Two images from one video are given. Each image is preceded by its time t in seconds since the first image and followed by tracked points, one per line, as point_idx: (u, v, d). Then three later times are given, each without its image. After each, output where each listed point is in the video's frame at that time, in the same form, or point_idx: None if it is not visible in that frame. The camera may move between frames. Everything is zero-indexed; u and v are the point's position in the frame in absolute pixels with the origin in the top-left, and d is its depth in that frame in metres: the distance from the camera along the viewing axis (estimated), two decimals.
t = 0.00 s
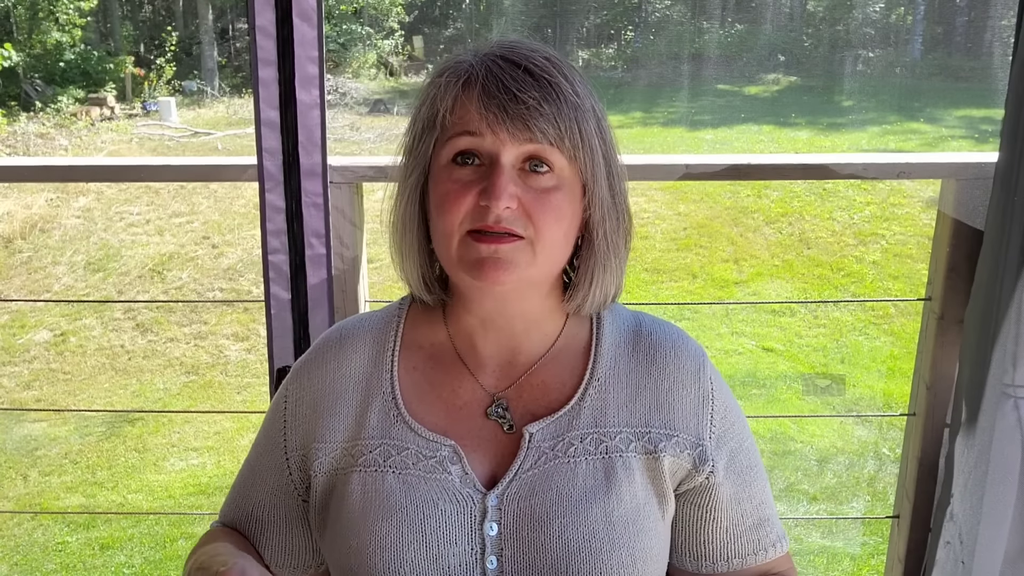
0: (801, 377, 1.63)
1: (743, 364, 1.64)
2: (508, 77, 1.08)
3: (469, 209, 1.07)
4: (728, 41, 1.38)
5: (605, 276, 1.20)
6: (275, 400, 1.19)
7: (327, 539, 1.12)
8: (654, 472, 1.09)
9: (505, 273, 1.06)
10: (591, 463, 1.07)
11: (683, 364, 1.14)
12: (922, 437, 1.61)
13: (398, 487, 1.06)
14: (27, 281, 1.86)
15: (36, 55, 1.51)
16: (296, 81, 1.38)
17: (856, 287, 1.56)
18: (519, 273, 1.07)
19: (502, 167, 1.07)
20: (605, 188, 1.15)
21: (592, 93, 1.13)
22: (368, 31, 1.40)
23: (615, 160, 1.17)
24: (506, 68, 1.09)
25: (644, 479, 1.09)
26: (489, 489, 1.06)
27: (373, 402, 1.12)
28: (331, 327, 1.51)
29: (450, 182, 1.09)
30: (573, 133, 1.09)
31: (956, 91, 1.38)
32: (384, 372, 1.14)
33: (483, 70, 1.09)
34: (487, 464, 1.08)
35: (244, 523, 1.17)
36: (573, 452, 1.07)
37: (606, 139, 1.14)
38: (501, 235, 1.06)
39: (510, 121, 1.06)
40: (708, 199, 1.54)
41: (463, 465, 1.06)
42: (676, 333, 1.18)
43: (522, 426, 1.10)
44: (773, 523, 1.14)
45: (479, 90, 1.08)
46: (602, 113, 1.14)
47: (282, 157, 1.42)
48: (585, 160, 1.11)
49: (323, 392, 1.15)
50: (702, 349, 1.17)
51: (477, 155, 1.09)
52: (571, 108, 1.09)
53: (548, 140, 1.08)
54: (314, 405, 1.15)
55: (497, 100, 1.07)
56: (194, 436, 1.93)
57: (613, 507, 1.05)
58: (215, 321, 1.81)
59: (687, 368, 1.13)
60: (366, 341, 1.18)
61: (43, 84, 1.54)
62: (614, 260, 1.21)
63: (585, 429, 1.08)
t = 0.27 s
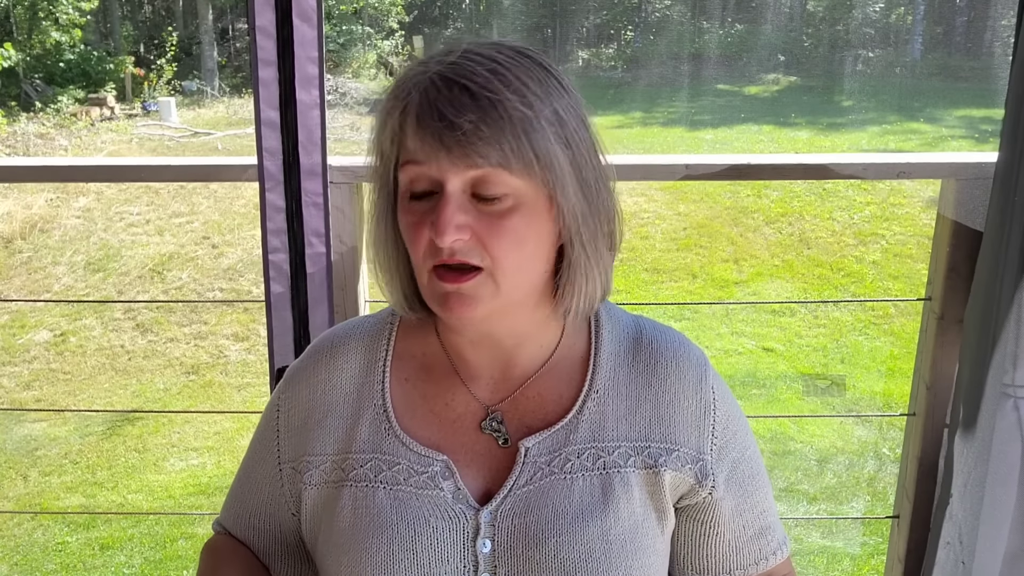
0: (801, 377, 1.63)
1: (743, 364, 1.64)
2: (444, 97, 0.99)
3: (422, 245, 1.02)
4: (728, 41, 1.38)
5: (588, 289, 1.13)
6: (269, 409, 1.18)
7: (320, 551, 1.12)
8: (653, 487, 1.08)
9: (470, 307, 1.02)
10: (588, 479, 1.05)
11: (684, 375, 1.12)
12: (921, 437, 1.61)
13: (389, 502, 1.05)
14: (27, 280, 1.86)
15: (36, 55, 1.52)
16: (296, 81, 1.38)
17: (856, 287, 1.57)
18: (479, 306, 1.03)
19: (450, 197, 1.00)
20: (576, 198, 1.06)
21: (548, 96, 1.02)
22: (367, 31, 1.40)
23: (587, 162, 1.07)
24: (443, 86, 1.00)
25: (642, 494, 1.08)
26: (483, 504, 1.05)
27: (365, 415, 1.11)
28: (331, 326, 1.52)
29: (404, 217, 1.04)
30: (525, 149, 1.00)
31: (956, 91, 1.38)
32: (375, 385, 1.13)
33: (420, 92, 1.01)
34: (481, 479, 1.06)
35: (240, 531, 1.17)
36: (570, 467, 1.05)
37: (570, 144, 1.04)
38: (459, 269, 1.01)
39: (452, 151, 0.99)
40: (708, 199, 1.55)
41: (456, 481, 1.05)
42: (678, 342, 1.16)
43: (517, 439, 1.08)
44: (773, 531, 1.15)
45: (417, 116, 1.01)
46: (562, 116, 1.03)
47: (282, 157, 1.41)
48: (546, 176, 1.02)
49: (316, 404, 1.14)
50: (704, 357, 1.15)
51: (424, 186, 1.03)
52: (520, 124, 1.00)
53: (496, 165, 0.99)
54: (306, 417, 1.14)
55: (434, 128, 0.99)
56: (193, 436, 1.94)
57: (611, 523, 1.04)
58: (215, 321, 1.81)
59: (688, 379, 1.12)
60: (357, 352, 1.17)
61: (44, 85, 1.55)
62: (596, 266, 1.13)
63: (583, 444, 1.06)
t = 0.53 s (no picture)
0: (801, 377, 1.64)
1: (743, 364, 1.65)
2: (338, 143, 0.91)
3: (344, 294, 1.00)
4: (728, 41, 1.38)
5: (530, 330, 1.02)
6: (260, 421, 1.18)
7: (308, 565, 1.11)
8: (642, 498, 1.02)
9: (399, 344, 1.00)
10: (572, 492, 1.01)
11: (673, 378, 1.06)
12: (922, 437, 1.60)
13: (371, 516, 1.03)
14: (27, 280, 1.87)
15: (36, 55, 1.53)
16: (296, 81, 1.38)
17: (856, 287, 1.58)
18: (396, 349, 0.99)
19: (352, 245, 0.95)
20: (499, 240, 0.94)
21: (453, 134, 0.91)
22: (367, 31, 1.40)
23: (515, 200, 0.95)
24: (341, 128, 0.92)
25: (630, 505, 1.03)
26: (466, 517, 1.02)
27: (348, 428, 1.09)
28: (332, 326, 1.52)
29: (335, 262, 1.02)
30: (424, 196, 0.91)
31: (957, 91, 1.37)
32: (358, 397, 1.11)
33: (320, 135, 0.94)
34: (464, 492, 1.03)
35: (237, 548, 1.17)
36: (554, 480, 1.01)
37: (484, 184, 0.92)
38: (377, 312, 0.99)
39: (344, 204, 0.92)
40: (708, 199, 1.56)
41: (437, 494, 1.02)
42: (669, 344, 1.09)
43: (501, 451, 1.04)
44: (777, 536, 1.08)
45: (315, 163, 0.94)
46: (474, 153, 0.91)
47: (283, 157, 1.41)
48: (453, 222, 0.92)
49: (302, 415, 1.14)
50: (696, 357, 1.09)
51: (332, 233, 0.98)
52: (414, 169, 0.90)
53: (391, 216, 0.91)
54: (293, 429, 1.14)
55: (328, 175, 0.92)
56: (194, 436, 1.93)
57: (596, 537, 0.99)
58: (215, 321, 1.81)
59: (678, 382, 1.06)
60: (341, 364, 1.15)
61: (44, 84, 1.56)
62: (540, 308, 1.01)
63: (567, 455, 1.01)
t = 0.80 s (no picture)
0: (800, 378, 1.64)
1: (743, 364, 1.65)
2: (376, 96, 0.88)
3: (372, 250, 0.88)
4: (727, 41, 1.38)
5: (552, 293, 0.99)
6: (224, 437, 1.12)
7: None
8: (614, 508, 0.96)
9: (422, 317, 0.90)
10: (541, 504, 0.94)
11: (644, 381, 1.00)
12: (922, 437, 1.60)
13: (338, 536, 0.97)
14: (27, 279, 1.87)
15: (37, 55, 1.53)
16: (297, 80, 1.38)
17: (856, 287, 1.58)
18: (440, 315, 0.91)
19: (394, 198, 0.88)
20: (538, 190, 0.93)
21: (491, 81, 0.89)
22: (368, 31, 1.40)
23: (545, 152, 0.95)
24: (374, 84, 0.89)
25: (603, 516, 0.96)
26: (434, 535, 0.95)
27: (313, 442, 1.03)
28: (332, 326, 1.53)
29: (349, 219, 0.91)
30: (475, 137, 0.87)
31: (957, 91, 1.37)
32: (324, 409, 1.05)
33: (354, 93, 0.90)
34: (433, 507, 0.96)
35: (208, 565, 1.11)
36: (522, 492, 0.94)
37: (524, 130, 0.91)
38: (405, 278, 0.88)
39: (394, 150, 0.87)
40: (708, 199, 1.56)
41: (406, 511, 0.95)
42: (641, 343, 1.04)
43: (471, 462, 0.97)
44: (761, 536, 1.02)
45: (354, 119, 0.89)
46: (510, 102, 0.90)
47: (283, 157, 1.41)
48: (501, 166, 0.89)
49: (268, 429, 1.07)
50: (669, 357, 1.03)
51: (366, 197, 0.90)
52: (462, 109, 0.87)
53: (442, 162, 0.87)
54: (258, 443, 1.07)
55: (375, 126, 0.88)
56: (194, 436, 1.96)
57: (567, 552, 0.93)
58: (216, 321, 1.81)
59: (649, 385, 1.00)
60: (307, 375, 1.09)
61: (44, 84, 1.56)
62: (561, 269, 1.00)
63: (536, 465, 0.95)
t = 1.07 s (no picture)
0: (800, 377, 1.64)
1: (743, 364, 1.65)
2: (403, 94, 0.94)
3: (393, 243, 0.93)
4: (727, 41, 1.38)
5: (564, 275, 1.07)
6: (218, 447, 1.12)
7: None
8: (618, 519, 0.98)
9: (444, 309, 0.94)
10: (545, 515, 0.96)
11: (647, 390, 1.02)
12: (921, 437, 1.61)
13: (338, 547, 0.98)
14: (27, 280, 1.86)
15: (37, 55, 1.51)
16: (297, 80, 1.38)
17: (856, 287, 1.57)
18: (462, 311, 0.95)
19: (423, 192, 0.94)
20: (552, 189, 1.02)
21: (505, 76, 0.97)
22: (367, 32, 1.40)
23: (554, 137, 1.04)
24: (398, 81, 0.95)
25: (607, 526, 0.98)
26: (436, 546, 0.96)
27: (312, 452, 1.04)
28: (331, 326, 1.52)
29: (367, 212, 0.95)
30: (500, 132, 0.95)
31: (956, 91, 1.37)
32: (322, 419, 1.06)
33: (380, 92, 0.95)
34: (434, 517, 0.98)
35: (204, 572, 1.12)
36: (526, 503, 0.96)
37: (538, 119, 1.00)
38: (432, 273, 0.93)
39: (427, 144, 0.93)
40: (708, 199, 1.54)
41: (407, 522, 0.96)
42: (642, 352, 1.06)
43: (471, 472, 0.99)
44: (759, 544, 1.03)
45: (383, 114, 0.94)
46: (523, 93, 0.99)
47: (284, 157, 1.41)
48: (522, 156, 0.97)
49: (265, 439, 1.08)
50: (671, 365, 1.05)
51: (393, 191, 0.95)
52: (488, 106, 0.94)
53: (471, 155, 0.94)
54: (256, 453, 1.08)
55: (408, 120, 0.93)
56: (194, 436, 1.95)
57: (572, 563, 0.94)
58: (216, 321, 1.81)
59: (652, 394, 1.02)
60: (304, 384, 1.10)
61: (44, 85, 1.54)
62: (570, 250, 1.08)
63: (540, 476, 0.97)
